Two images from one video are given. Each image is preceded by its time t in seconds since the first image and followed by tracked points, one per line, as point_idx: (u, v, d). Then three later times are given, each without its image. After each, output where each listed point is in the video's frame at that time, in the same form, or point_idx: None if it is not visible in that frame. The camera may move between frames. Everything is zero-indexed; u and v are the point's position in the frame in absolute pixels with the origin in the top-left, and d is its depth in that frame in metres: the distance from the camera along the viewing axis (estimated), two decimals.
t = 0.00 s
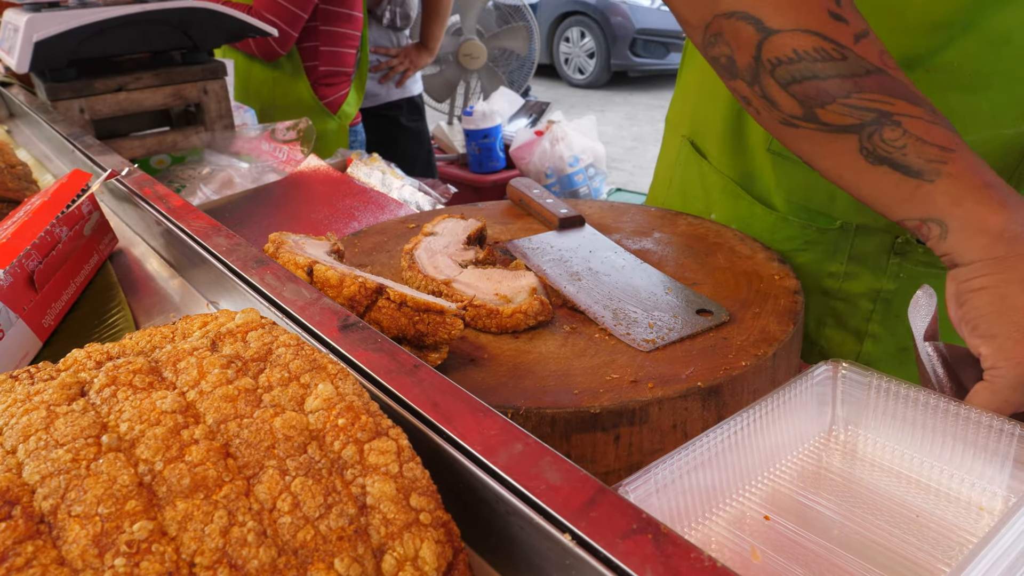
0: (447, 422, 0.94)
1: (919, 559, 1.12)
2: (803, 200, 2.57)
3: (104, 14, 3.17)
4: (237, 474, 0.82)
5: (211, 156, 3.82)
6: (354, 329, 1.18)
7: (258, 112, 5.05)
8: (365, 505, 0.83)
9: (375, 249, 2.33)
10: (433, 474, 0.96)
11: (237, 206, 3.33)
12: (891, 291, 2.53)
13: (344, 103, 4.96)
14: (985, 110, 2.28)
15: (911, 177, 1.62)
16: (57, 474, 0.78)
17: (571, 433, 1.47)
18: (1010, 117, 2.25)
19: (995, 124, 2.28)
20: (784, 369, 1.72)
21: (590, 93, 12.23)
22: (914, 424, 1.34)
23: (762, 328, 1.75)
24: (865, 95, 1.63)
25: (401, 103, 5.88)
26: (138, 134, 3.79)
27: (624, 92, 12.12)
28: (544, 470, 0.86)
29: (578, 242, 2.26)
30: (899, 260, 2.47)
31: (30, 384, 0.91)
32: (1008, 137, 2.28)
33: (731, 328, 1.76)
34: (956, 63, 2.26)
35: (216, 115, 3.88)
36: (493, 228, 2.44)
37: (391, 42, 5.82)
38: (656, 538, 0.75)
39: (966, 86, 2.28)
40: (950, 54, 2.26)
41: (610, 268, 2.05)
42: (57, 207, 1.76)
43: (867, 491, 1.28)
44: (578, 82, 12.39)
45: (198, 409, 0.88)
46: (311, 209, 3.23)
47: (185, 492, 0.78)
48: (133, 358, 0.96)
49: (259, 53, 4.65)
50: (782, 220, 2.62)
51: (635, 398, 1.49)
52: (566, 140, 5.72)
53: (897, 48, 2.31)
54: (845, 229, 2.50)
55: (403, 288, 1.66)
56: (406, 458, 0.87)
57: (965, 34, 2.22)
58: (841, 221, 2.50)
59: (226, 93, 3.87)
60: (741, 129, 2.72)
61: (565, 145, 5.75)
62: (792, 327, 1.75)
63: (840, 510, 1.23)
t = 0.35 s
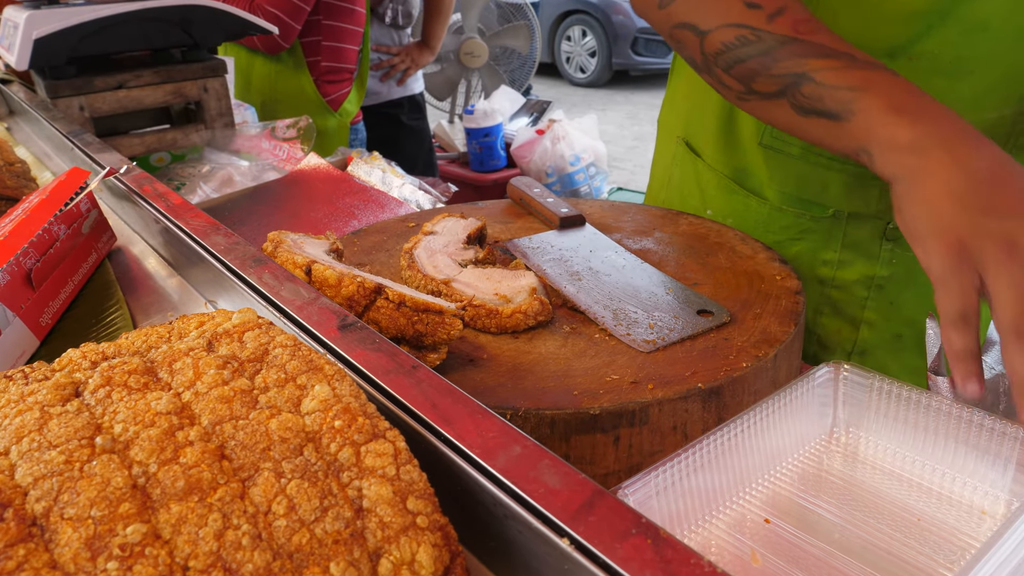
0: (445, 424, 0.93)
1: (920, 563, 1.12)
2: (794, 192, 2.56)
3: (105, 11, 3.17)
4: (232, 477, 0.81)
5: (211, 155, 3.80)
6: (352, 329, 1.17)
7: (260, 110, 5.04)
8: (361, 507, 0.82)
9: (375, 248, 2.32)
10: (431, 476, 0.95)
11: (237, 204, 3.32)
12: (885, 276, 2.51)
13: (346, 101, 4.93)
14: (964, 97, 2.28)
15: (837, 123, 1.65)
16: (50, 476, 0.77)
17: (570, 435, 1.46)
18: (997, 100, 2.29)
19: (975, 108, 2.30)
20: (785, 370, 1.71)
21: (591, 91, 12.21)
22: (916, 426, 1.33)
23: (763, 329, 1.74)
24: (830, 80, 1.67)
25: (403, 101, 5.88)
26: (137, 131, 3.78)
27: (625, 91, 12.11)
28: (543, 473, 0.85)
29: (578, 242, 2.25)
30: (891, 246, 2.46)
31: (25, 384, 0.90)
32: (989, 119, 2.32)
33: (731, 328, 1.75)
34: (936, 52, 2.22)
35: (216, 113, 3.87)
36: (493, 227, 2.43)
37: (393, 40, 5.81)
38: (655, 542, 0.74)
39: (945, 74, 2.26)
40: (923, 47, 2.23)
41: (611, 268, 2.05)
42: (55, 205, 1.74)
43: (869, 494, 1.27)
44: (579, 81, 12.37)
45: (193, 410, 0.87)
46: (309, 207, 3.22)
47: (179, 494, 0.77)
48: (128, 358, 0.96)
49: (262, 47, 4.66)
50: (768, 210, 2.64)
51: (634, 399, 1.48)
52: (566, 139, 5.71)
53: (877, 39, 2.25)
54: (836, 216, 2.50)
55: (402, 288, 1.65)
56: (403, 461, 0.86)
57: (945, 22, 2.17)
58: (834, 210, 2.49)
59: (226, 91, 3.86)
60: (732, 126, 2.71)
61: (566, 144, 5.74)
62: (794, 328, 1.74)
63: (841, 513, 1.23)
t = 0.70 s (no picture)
0: (445, 425, 0.93)
1: (923, 566, 1.11)
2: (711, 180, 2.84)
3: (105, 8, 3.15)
4: (231, 478, 0.80)
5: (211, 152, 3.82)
6: (352, 329, 1.16)
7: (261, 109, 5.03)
8: (361, 509, 0.82)
9: (375, 247, 2.32)
10: (430, 477, 0.94)
11: (237, 202, 3.32)
12: (795, 253, 2.73)
13: (348, 99, 4.94)
14: (838, 83, 2.46)
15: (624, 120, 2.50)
16: (47, 477, 0.76)
17: (571, 435, 1.46)
18: (869, 88, 2.44)
19: (850, 93, 2.47)
20: (786, 371, 1.70)
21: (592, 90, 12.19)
22: (919, 428, 1.33)
23: (764, 329, 1.73)
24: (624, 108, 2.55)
25: (404, 100, 5.88)
26: (138, 129, 3.78)
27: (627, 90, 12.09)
28: (544, 475, 0.84)
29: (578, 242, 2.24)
30: (799, 223, 2.67)
31: (22, 384, 0.90)
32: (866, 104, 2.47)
33: (732, 328, 1.74)
34: (807, 46, 2.44)
35: (217, 111, 3.87)
36: (493, 226, 2.42)
37: (394, 38, 5.79)
38: (657, 545, 0.74)
39: (821, 61, 2.45)
40: (795, 38, 2.44)
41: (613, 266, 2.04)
42: (54, 203, 1.72)
43: (872, 495, 1.27)
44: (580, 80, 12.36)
45: (192, 411, 0.86)
46: (310, 206, 3.22)
47: (177, 496, 0.77)
48: (127, 358, 0.95)
49: (268, 50, 4.61)
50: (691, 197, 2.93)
51: (635, 399, 1.48)
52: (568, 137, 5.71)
53: (757, 38, 2.50)
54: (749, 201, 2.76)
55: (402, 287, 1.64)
56: (403, 463, 0.85)
57: (807, 20, 2.39)
58: (745, 194, 2.75)
59: (226, 89, 3.84)
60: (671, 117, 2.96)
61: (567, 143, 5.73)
62: (795, 328, 1.73)
63: (843, 514, 1.22)
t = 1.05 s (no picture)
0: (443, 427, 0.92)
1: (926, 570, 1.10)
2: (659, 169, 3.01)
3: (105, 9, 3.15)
4: (228, 480, 0.79)
5: (211, 153, 3.79)
6: (350, 331, 1.15)
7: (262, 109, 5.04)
8: (359, 512, 0.81)
9: (376, 248, 2.31)
10: (429, 479, 0.93)
11: (237, 203, 3.31)
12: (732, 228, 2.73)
13: (344, 100, 4.96)
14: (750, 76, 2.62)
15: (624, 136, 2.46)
16: (42, 479, 0.75)
17: (571, 437, 1.45)
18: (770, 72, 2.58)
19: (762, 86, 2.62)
20: (788, 373, 1.69)
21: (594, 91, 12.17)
22: (922, 431, 1.32)
23: (766, 331, 1.72)
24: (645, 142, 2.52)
25: (405, 100, 5.87)
26: (139, 129, 3.77)
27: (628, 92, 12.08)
28: (543, 478, 0.83)
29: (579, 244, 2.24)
30: (732, 204, 2.68)
31: (18, 384, 0.89)
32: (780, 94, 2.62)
33: (732, 330, 1.73)
34: (712, 38, 2.61)
35: (218, 111, 3.85)
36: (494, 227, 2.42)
37: (395, 39, 5.80)
38: (658, 549, 0.73)
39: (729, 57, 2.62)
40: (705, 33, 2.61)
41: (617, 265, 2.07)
42: (53, 204, 1.70)
43: (874, 498, 1.26)
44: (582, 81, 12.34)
45: (189, 412, 0.86)
46: (310, 206, 3.21)
47: (174, 498, 0.76)
48: (124, 359, 0.94)
49: (259, 50, 4.66)
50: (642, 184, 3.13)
51: (635, 401, 1.47)
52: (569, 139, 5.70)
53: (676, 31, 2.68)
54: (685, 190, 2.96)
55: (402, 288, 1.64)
56: (402, 464, 0.84)
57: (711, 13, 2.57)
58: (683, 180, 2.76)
59: (227, 89, 3.84)
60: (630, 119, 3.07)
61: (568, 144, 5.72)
62: (797, 329, 1.72)
63: (845, 517, 1.21)
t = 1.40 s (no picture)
0: (432, 442, 0.89)
1: None
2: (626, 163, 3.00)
3: (98, 10, 3.12)
4: (205, 500, 0.76)
5: (205, 156, 3.79)
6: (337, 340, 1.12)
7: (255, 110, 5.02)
8: (341, 533, 0.77)
9: (369, 252, 2.27)
10: (416, 496, 0.90)
11: (228, 207, 3.30)
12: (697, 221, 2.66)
13: (338, 103, 5.02)
14: (713, 70, 2.62)
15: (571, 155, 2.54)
16: (8, 500, 0.72)
17: (566, 447, 1.42)
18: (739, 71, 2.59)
19: (725, 79, 2.62)
20: (787, 381, 1.66)
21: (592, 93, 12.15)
22: (925, 442, 1.30)
23: (764, 337, 1.69)
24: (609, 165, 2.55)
25: (404, 102, 5.84)
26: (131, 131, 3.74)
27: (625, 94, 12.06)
28: (535, 497, 0.80)
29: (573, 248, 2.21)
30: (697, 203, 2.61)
31: None
32: (742, 87, 2.62)
33: (730, 337, 1.70)
34: (678, 34, 2.60)
35: (211, 113, 3.81)
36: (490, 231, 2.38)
37: (393, 40, 5.74)
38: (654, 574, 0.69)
39: (691, 50, 2.61)
40: (666, 26, 2.61)
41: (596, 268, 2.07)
42: (40, 207, 1.68)
43: (876, 511, 1.22)
44: (581, 83, 12.32)
45: (166, 428, 0.82)
46: (304, 210, 3.17)
47: (147, 520, 0.73)
48: (101, 371, 0.91)
49: (248, 51, 4.64)
50: (611, 180, 3.13)
51: (632, 411, 1.43)
52: (566, 140, 5.67)
53: (644, 27, 2.68)
54: (648, 184, 2.96)
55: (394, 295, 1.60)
56: (387, 483, 0.81)
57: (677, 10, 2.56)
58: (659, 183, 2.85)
59: (221, 90, 3.81)
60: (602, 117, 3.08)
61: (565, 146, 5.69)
62: (796, 336, 1.69)
63: (846, 530, 1.18)
